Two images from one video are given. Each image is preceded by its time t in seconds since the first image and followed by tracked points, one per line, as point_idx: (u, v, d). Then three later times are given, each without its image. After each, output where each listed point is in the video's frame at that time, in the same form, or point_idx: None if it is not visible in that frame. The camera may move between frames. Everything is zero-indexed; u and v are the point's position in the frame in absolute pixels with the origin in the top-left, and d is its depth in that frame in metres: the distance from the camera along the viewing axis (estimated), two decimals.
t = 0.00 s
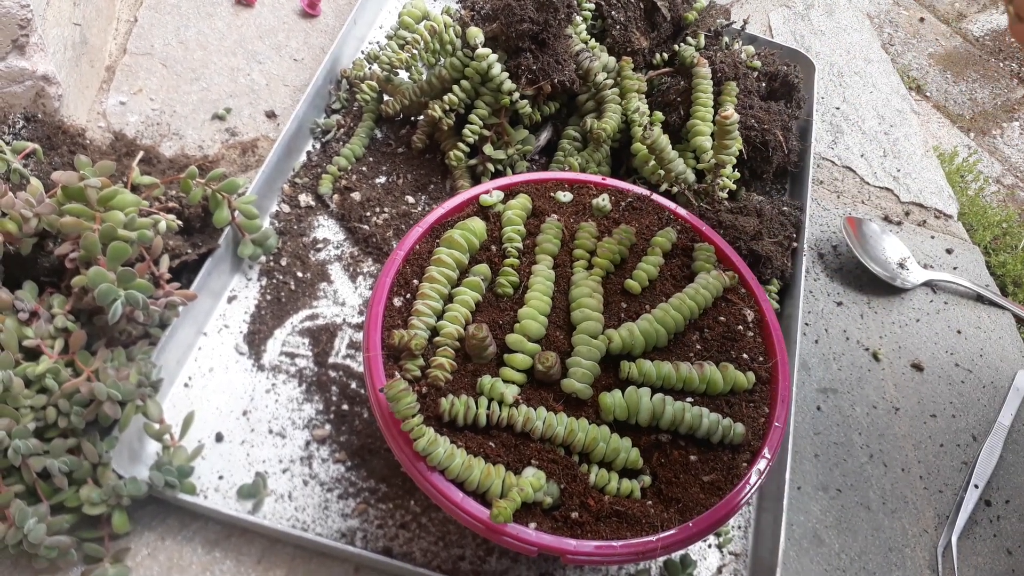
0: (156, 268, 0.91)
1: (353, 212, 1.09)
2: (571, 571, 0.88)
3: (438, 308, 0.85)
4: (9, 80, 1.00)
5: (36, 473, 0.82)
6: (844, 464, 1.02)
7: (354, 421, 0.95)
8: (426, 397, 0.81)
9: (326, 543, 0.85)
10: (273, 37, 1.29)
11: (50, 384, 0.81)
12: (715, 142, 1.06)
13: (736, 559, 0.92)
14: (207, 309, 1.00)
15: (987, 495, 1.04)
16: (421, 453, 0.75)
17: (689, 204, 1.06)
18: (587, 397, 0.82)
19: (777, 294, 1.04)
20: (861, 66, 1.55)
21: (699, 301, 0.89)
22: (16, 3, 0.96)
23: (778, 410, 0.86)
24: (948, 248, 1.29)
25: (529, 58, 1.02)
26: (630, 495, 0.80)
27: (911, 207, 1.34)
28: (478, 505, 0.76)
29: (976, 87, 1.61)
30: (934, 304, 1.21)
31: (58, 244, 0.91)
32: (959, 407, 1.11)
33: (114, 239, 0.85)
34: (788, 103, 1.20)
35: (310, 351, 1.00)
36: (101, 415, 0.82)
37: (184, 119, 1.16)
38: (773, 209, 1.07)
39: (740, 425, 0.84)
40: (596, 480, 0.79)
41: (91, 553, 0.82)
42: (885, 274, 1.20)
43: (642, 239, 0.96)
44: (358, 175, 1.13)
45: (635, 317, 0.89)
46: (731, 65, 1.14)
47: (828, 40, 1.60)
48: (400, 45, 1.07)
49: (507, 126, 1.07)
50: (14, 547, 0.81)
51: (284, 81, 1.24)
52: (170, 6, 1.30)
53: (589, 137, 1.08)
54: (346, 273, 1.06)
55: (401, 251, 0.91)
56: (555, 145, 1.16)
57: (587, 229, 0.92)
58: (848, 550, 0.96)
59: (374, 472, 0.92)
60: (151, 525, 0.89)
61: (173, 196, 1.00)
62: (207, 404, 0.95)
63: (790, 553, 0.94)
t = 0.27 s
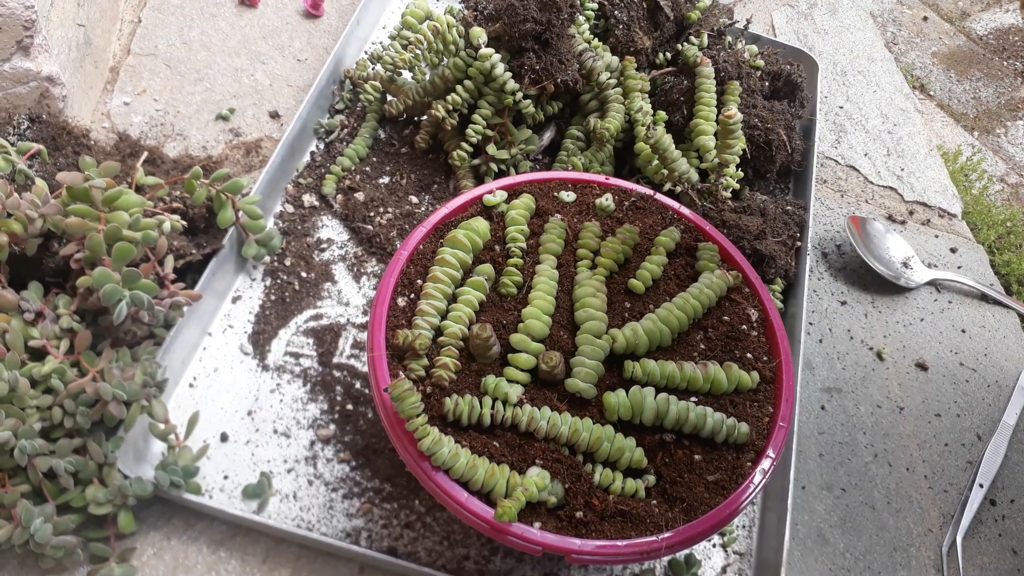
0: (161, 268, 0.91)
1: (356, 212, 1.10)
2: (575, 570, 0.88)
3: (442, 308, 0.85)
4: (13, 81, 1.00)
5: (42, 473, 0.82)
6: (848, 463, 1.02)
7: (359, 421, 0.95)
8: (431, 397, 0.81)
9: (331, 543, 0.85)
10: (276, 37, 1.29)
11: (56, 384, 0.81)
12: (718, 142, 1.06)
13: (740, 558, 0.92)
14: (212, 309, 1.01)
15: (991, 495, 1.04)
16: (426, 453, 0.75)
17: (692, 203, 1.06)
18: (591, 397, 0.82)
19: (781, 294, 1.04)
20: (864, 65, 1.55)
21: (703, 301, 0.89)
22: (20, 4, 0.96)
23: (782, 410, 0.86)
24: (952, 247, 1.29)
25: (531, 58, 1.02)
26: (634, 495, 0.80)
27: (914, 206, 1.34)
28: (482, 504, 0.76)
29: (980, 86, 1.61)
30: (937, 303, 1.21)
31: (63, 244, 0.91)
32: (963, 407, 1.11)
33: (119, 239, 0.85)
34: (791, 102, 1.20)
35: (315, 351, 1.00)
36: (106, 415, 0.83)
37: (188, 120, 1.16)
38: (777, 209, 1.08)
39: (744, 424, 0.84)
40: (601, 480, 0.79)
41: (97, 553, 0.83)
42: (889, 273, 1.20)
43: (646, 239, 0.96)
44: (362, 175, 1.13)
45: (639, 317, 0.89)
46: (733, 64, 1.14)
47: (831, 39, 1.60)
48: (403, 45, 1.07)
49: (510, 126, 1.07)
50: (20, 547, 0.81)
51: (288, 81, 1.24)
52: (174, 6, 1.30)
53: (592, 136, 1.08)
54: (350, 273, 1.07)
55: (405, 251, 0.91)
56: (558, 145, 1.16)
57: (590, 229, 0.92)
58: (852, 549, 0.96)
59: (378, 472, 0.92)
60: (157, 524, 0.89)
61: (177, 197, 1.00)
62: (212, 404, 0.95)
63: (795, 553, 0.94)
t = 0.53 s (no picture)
0: (166, 268, 0.91)
1: (361, 212, 1.10)
2: (581, 570, 0.88)
3: (447, 307, 0.85)
4: (20, 82, 1.01)
5: (49, 473, 0.82)
6: (854, 462, 1.02)
7: (364, 420, 0.95)
8: (436, 396, 0.81)
9: (337, 543, 0.85)
10: (281, 37, 1.29)
11: (63, 384, 0.81)
12: (724, 140, 1.05)
13: (746, 558, 0.92)
14: (217, 309, 1.01)
15: (998, 494, 1.03)
16: (432, 452, 0.75)
17: (698, 202, 1.06)
18: (597, 397, 0.82)
19: (786, 293, 1.04)
20: (869, 63, 1.54)
21: (709, 300, 0.89)
22: (26, 5, 0.96)
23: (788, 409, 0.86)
24: (958, 246, 1.29)
25: (536, 56, 1.02)
26: (640, 494, 0.80)
27: (920, 204, 1.33)
28: (488, 504, 0.76)
29: (987, 83, 1.57)
30: (944, 302, 1.21)
31: (69, 245, 0.91)
32: (970, 406, 1.10)
33: (125, 239, 0.85)
34: (797, 101, 1.20)
35: (320, 351, 1.00)
36: (113, 415, 0.83)
37: (193, 120, 1.16)
38: (782, 208, 1.07)
39: (750, 424, 0.83)
40: (607, 479, 0.79)
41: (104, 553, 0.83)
42: (894, 272, 1.20)
43: (651, 238, 0.96)
44: (367, 175, 1.13)
45: (644, 316, 0.89)
46: (739, 63, 1.14)
47: (836, 38, 1.59)
48: (407, 45, 1.07)
49: (514, 125, 1.07)
50: (27, 547, 0.82)
51: (292, 81, 1.24)
52: (179, 6, 1.30)
53: (597, 136, 1.08)
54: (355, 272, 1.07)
55: (410, 251, 0.91)
56: (563, 144, 1.16)
57: (596, 228, 0.92)
58: (858, 549, 0.95)
59: (384, 471, 0.92)
60: (163, 524, 0.89)
61: (183, 197, 1.00)
62: (218, 403, 0.95)
63: (801, 552, 0.94)
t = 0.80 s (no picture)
0: (171, 268, 0.91)
1: (365, 212, 1.09)
2: (586, 570, 0.88)
3: (451, 308, 0.85)
4: (24, 83, 1.01)
5: (54, 474, 0.82)
6: (860, 462, 1.02)
7: (369, 421, 0.95)
8: (441, 397, 0.81)
9: (342, 543, 0.85)
10: (285, 37, 1.29)
11: (68, 385, 0.81)
12: (729, 139, 1.06)
13: (752, 558, 0.92)
14: (222, 310, 1.01)
15: (1005, 494, 1.03)
16: (436, 453, 0.75)
17: (702, 202, 1.05)
18: (602, 397, 0.82)
19: (791, 292, 1.04)
20: (874, 62, 1.54)
21: (714, 300, 0.89)
22: (30, 6, 0.96)
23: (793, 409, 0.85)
24: (964, 244, 1.28)
25: (540, 56, 1.02)
26: (646, 494, 0.79)
27: (926, 203, 1.33)
28: (493, 504, 0.76)
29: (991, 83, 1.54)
30: (949, 301, 1.20)
31: (74, 246, 0.91)
32: (976, 405, 1.10)
33: (129, 240, 0.85)
34: (801, 99, 1.20)
35: (324, 351, 1.00)
36: (118, 416, 0.83)
37: (197, 120, 1.16)
38: (787, 207, 1.07)
39: (756, 423, 0.83)
40: (612, 479, 0.79)
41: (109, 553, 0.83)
42: (899, 271, 1.19)
43: (656, 238, 0.96)
44: (371, 175, 1.13)
45: (649, 316, 0.89)
46: (743, 62, 1.13)
47: (841, 36, 1.59)
48: (411, 44, 1.06)
49: (518, 125, 1.07)
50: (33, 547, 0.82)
51: (296, 81, 1.24)
52: (183, 7, 1.30)
53: (601, 135, 1.07)
54: (360, 273, 1.06)
55: (414, 251, 0.91)
56: (567, 144, 1.16)
57: (600, 228, 0.91)
58: (864, 549, 0.95)
59: (389, 472, 0.92)
60: (168, 524, 0.89)
61: (187, 197, 1.00)
62: (222, 404, 0.96)
63: (806, 552, 0.94)
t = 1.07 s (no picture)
0: (171, 268, 0.92)
1: (365, 212, 1.10)
2: (585, 570, 0.88)
3: (451, 308, 0.85)
4: (25, 83, 1.01)
5: (54, 473, 0.82)
6: (858, 463, 1.02)
7: (368, 421, 0.96)
8: (440, 397, 0.82)
9: (341, 543, 0.85)
10: (286, 38, 1.30)
11: (69, 384, 0.82)
12: (728, 140, 1.06)
13: (750, 558, 0.92)
14: (222, 310, 1.01)
15: (1003, 494, 1.03)
16: (436, 453, 0.75)
17: (702, 203, 1.06)
18: (601, 397, 0.82)
19: (790, 293, 1.04)
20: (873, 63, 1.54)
21: (713, 301, 0.89)
22: (31, 6, 0.97)
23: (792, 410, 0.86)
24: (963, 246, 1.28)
25: (540, 57, 1.02)
26: (645, 495, 0.80)
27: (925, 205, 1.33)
28: (492, 504, 0.77)
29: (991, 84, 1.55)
30: (948, 302, 1.20)
31: (75, 246, 0.91)
32: (974, 406, 1.10)
33: (130, 240, 0.85)
34: (801, 101, 1.20)
35: (324, 351, 1.00)
36: (118, 415, 0.83)
37: (198, 121, 1.16)
38: (786, 208, 1.07)
39: (754, 424, 0.83)
40: (611, 479, 0.79)
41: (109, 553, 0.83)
42: (898, 272, 1.20)
43: (655, 238, 0.96)
44: (371, 176, 1.13)
45: (648, 316, 0.89)
46: (743, 63, 1.13)
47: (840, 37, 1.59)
48: (411, 45, 1.07)
49: (518, 125, 1.07)
50: (33, 546, 0.82)
51: (297, 82, 1.24)
52: (184, 7, 1.31)
53: (601, 136, 1.08)
54: (359, 273, 1.07)
55: (414, 252, 0.92)
56: (567, 145, 1.16)
57: (600, 228, 0.92)
58: (863, 549, 0.95)
59: (388, 471, 0.92)
60: (168, 524, 0.90)
61: (188, 197, 1.00)
62: (223, 403, 0.96)
63: (805, 552, 0.94)
